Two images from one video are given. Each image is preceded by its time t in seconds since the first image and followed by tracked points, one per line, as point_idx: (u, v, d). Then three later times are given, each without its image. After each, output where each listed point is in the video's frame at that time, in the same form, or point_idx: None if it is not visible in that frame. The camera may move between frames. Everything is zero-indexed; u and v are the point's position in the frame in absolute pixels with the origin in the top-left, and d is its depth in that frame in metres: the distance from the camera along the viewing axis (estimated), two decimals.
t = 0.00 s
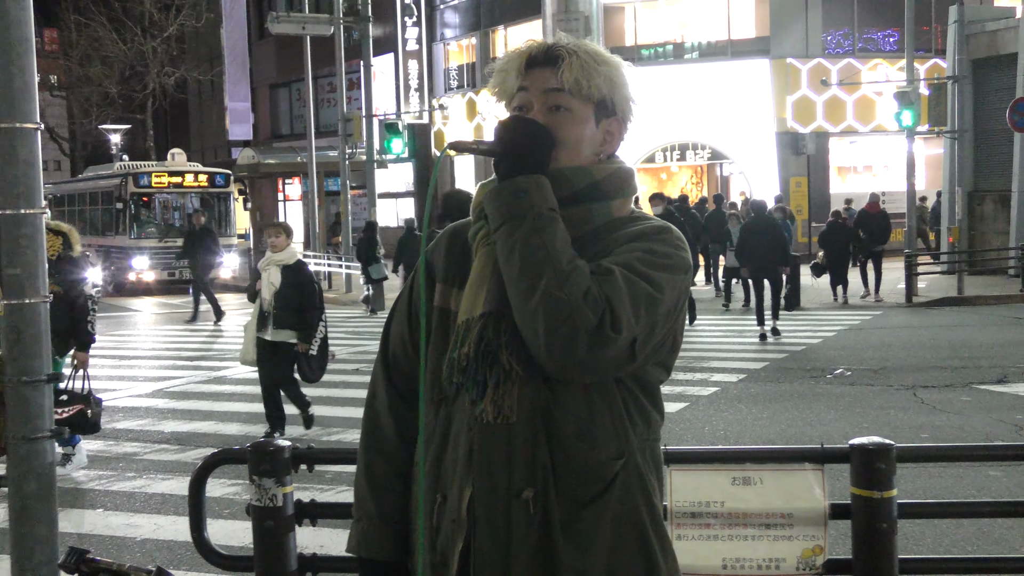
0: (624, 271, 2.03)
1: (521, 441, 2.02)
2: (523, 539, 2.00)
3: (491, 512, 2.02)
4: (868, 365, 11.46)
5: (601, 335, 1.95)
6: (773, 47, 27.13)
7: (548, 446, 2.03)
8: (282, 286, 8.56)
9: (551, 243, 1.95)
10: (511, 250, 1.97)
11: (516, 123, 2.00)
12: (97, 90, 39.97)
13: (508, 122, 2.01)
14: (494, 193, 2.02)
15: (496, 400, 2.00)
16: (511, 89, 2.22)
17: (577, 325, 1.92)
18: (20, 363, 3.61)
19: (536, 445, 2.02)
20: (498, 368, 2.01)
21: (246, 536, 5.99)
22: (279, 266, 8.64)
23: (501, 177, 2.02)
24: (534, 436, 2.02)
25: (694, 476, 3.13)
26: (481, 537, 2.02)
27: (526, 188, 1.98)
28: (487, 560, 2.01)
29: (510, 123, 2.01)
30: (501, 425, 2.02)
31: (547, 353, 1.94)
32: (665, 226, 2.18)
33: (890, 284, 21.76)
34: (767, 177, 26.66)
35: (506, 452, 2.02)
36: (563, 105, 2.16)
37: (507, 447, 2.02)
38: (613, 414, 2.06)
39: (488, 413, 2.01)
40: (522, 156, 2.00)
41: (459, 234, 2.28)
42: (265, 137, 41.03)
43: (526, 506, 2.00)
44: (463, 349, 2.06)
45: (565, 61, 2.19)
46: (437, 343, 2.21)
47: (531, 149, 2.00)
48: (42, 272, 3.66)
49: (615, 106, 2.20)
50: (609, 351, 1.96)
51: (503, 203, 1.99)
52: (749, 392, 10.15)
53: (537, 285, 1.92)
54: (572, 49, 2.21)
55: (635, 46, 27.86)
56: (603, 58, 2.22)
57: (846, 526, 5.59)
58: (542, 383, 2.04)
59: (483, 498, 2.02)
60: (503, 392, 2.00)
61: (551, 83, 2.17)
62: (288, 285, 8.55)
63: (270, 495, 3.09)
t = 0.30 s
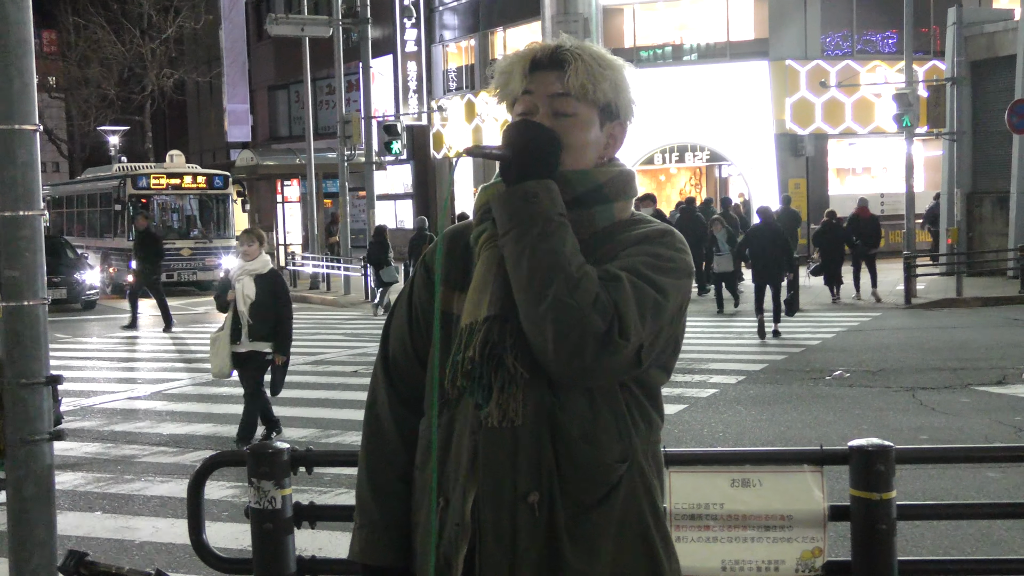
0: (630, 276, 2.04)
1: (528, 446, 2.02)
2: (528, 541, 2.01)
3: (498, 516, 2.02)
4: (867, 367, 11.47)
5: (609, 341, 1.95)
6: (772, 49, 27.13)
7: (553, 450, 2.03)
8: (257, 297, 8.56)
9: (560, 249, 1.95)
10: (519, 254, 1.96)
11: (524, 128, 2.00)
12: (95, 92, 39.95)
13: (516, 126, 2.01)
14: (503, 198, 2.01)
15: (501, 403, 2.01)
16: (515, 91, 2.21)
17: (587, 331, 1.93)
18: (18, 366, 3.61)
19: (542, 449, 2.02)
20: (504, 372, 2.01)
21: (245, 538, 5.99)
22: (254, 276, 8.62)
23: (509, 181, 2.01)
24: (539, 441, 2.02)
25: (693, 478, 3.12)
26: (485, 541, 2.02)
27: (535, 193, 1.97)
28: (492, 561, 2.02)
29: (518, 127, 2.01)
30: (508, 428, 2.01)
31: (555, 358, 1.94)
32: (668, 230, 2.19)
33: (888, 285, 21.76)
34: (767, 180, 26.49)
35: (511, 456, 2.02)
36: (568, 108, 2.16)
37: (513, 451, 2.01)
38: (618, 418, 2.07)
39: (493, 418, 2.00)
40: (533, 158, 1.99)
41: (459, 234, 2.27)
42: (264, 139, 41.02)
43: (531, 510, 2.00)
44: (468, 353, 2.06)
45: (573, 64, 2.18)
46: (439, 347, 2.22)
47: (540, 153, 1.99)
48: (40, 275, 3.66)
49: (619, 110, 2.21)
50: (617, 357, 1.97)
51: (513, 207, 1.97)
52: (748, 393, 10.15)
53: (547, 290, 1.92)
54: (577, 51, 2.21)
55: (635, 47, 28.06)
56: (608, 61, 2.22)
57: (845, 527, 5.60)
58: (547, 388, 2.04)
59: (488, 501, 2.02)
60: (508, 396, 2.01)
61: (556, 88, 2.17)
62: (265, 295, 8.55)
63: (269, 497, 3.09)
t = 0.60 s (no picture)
0: (638, 281, 2.06)
1: (535, 450, 2.02)
2: (537, 543, 2.01)
3: (505, 520, 2.02)
4: (863, 368, 11.48)
5: (620, 346, 1.97)
6: (770, 51, 27.26)
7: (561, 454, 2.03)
8: (221, 297, 8.05)
9: (572, 255, 1.96)
10: (531, 260, 1.97)
11: (536, 131, 2.00)
12: (93, 93, 39.92)
13: (526, 131, 2.01)
14: (512, 205, 2.01)
15: (508, 408, 2.01)
16: (518, 91, 2.19)
17: (597, 336, 1.94)
18: (14, 368, 3.61)
19: (550, 451, 2.02)
20: (510, 375, 2.01)
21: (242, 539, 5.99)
22: (220, 274, 8.14)
23: (519, 186, 2.02)
24: (548, 445, 2.02)
25: (690, 479, 3.12)
26: (492, 545, 2.02)
27: (548, 199, 1.98)
28: (499, 565, 2.02)
29: (526, 134, 2.01)
30: (513, 431, 2.02)
31: (563, 362, 1.95)
32: (668, 231, 2.20)
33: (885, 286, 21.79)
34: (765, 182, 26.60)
35: (519, 459, 2.02)
36: (573, 111, 2.17)
37: (520, 453, 2.02)
38: (623, 420, 2.07)
39: (500, 422, 2.01)
40: (542, 167, 2.00)
41: (455, 236, 2.27)
42: (261, 140, 41.04)
43: (537, 514, 2.01)
44: (473, 354, 2.06)
45: (578, 66, 2.18)
46: (438, 350, 2.22)
47: (548, 160, 2.00)
48: (38, 275, 3.66)
49: (620, 111, 2.22)
50: (628, 363, 1.99)
51: (526, 213, 1.99)
52: (745, 395, 10.14)
53: (558, 297, 1.93)
54: (580, 52, 2.21)
55: (631, 48, 27.92)
56: (612, 61, 2.22)
57: (841, 527, 5.61)
58: (553, 392, 2.04)
59: (496, 505, 2.02)
60: (516, 398, 2.01)
61: (561, 91, 2.17)
62: (228, 295, 8.04)
63: (266, 498, 3.09)
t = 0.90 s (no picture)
0: (634, 280, 2.06)
1: (531, 448, 2.02)
2: (535, 540, 2.00)
3: (502, 520, 2.01)
4: (856, 365, 11.51)
5: (617, 345, 1.97)
6: (762, 47, 27.02)
7: (557, 450, 2.03)
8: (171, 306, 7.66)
9: (570, 251, 1.95)
10: (528, 257, 1.96)
11: (536, 126, 1.99)
12: (84, 91, 39.74)
13: (525, 127, 2.00)
14: (511, 201, 1.99)
15: (504, 405, 2.01)
16: (519, 87, 2.19)
17: (595, 333, 1.94)
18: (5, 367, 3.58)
19: (545, 449, 2.02)
20: (507, 372, 2.01)
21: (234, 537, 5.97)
22: (168, 281, 7.73)
23: (517, 184, 2.01)
24: (543, 442, 2.02)
25: (682, 476, 3.13)
26: (488, 547, 2.01)
27: (548, 196, 1.97)
28: (497, 564, 2.01)
29: (526, 130, 2.00)
30: (510, 430, 2.01)
31: (561, 360, 1.95)
32: (661, 229, 2.20)
33: (877, 283, 21.83)
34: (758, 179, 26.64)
35: (514, 458, 2.01)
36: (572, 108, 2.17)
37: (516, 451, 2.01)
38: (617, 419, 2.08)
39: (496, 420, 2.01)
40: (540, 163, 1.99)
41: (447, 234, 2.26)
42: (254, 138, 40.93)
43: (534, 513, 2.01)
44: (468, 353, 2.05)
45: (579, 64, 2.18)
46: (430, 348, 2.22)
47: (546, 156, 1.99)
48: (28, 274, 3.65)
49: (617, 110, 2.23)
50: (625, 362, 1.99)
51: (523, 210, 1.97)
52: (738, 392, 10.14)
53: (557, 295, 1.93)
54: (579, 49, 2.20)
55: (624, 45, 28.04)
56: (608, 59, 2.22)
57: (833, 525, 5.63)
58: (547, 391, 2.04)
59: (492, 503, 2.01)
60: (511, 396, 2.01)
61: (560, 89, 2.17)
62: (178, 304, 7.63)
63: (259, 497, 3.08)
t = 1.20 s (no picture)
0: (630, 282, 2.06)
1: (529, 451, 2.02)
2: (532, 543, 2.00)
3: (501, 523, 2.01)
4: (850, 363, 11.52)
5: (615, 347, 1.98)
6: (754, 46, 27.19)
7: (554, 452, 2.03)
8: (126, 308, 7.52)
9: (566, 254, 1.95)
10: (524, 261, 1.96)
11: (529, 128, 1.99)
12: (77, 92, 39.63)
13: (519, 129, 1.99)
14: (506, 204, 1.99)
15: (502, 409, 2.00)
16: (511, 89, 2.20)
17: (593, 336, 1.94)
18: None
19: (544, 450, 2.03)
20: (504, 375, 2.01)
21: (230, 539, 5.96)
22: (124, 282, 7.60)
23: (513, 187, 2.00)
24: (541, 444, 2.02)
25: (679, 474, 3.12)
26: (486, 548, 2.01)
27: (547, 198, 1.97)
28: (497, 567, 2.01)
29: (519, 133, 2.00)
30: (508, 432, 2.01)
31: (562, 362, 1.96)
32: (657, 230, 2.20)
33: (870, 281, 21.87)
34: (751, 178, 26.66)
35: (513, 459, 2.01)
36: (564, 110, 2.17)
37: (514, 453, 2.02)
38: (614, 421, 2.08)
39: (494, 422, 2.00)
40: (536, 166, 1.99)
41: (440, 236, 2.26)
42: (246, 138, 40.86)
43: (533, 515, 2.00)
44: (464, 357, 2.06)
45: (570, 64, 2.18)
46: (425, 350, 2.22)
47: (541, 160, 1.98)
48: (21, 276, 3.70)
49: (607, 111, 2.23)
50: (623, 365, 2.00)
51: (520, 212, 1.97)
52: (733, 390, 10.14)
53: (554, 299, 1.93)
54: (569, 50, 2.20)
55: (617, 45, 28.15)
56: (598, 60, 2.22)
57: (829, 523, 5.64)
58: (544, 394, 2.05)
59: (490, 504, 2.01)
60: (509, 398, 2.01)
61: (551, 91, 2.18)
62: (135, 306, 7.53)
63: (254, 498, 3.08)
